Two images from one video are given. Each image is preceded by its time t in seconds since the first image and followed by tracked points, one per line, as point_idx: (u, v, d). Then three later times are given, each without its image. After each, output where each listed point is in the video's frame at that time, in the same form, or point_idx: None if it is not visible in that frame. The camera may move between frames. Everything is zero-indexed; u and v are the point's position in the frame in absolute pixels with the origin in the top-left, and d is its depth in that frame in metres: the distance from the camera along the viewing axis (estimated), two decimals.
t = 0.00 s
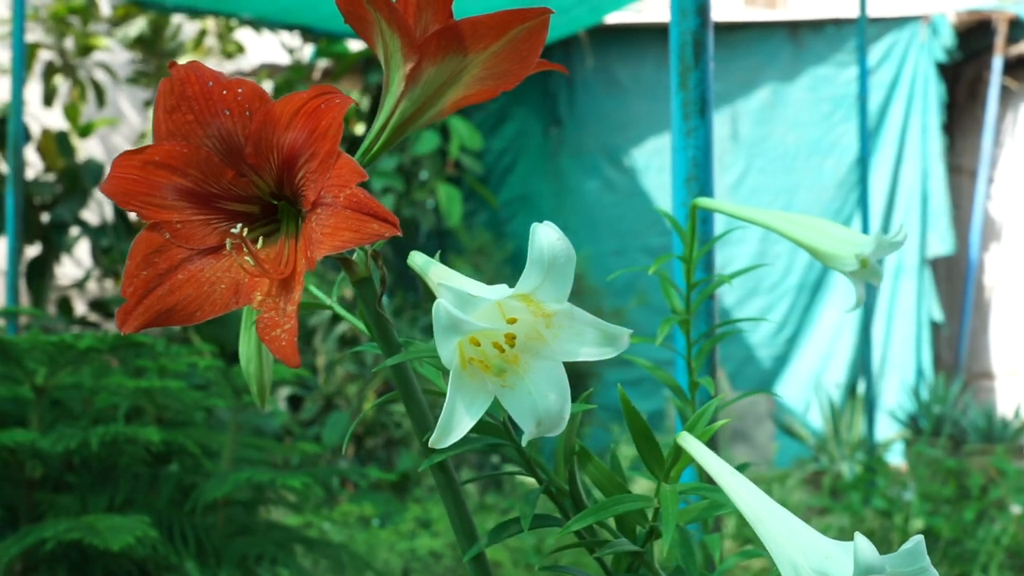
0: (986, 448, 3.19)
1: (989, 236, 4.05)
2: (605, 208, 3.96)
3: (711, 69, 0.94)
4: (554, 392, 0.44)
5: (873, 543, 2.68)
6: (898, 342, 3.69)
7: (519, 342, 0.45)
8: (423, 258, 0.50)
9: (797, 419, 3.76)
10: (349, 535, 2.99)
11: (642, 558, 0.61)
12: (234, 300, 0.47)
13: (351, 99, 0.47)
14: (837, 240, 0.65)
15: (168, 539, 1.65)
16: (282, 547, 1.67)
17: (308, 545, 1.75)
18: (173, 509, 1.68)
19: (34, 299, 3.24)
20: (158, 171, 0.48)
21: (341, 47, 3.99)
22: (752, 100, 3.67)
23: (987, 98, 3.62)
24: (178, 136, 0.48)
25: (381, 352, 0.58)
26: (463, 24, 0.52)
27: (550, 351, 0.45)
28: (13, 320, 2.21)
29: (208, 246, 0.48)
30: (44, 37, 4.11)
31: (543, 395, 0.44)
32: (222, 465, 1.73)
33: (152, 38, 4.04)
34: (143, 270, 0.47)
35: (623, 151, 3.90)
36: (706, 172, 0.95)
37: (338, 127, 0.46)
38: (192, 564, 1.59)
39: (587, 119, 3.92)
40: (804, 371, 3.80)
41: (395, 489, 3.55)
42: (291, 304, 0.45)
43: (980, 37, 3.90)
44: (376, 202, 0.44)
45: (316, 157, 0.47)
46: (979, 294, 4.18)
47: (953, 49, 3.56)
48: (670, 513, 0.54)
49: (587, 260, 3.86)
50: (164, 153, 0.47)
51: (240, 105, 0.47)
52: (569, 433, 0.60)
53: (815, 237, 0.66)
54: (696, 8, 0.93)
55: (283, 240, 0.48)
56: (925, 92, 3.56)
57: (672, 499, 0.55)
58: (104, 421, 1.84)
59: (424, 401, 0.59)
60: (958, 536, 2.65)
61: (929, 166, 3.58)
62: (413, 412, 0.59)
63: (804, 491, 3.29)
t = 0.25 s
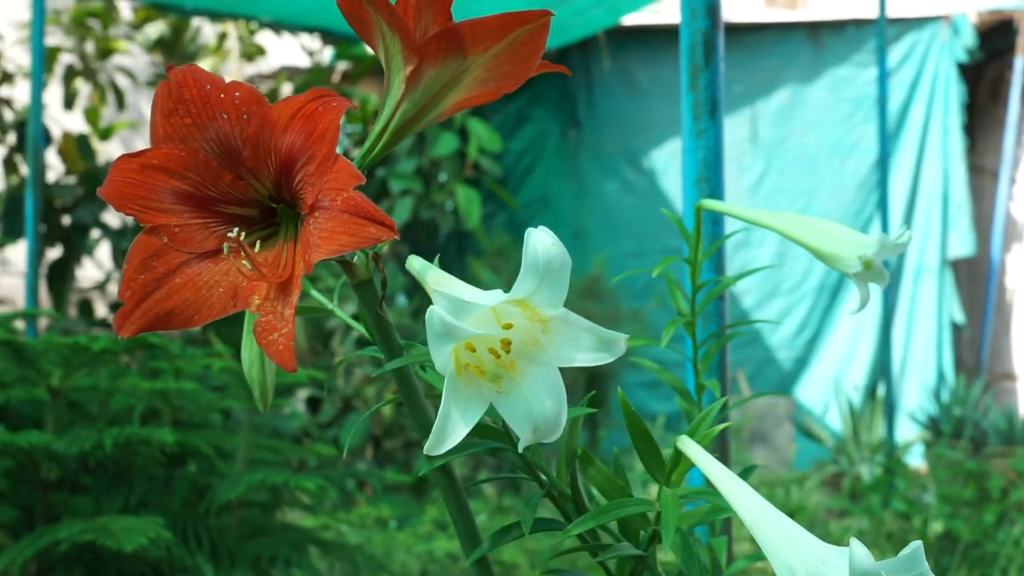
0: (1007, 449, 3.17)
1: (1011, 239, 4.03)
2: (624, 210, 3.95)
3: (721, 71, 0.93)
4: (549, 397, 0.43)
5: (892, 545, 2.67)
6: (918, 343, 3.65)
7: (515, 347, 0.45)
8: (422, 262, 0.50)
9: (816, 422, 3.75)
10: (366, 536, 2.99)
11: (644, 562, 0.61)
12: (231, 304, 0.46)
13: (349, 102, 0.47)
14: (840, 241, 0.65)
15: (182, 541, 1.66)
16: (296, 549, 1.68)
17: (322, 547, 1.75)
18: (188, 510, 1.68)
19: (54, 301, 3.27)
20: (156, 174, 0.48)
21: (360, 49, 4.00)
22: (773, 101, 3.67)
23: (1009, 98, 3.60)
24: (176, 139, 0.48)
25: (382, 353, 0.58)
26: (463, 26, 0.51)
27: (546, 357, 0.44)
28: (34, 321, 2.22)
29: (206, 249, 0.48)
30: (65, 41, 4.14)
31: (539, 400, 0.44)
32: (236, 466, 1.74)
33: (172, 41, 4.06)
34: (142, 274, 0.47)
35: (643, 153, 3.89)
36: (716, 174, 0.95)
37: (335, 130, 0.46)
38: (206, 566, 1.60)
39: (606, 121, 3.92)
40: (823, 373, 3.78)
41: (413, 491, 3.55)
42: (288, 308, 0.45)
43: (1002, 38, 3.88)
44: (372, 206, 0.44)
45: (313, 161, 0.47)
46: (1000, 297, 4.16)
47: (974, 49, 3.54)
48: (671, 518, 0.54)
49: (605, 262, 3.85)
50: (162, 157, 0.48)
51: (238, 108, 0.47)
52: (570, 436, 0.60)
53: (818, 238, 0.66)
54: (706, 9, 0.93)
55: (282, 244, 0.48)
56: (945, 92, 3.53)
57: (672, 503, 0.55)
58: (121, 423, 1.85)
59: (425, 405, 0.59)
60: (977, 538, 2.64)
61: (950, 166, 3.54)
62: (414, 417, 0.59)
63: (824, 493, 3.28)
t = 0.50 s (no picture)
0: None
1: None
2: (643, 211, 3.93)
3: (732, 71, 0.93)
4: (544, 399, 0.43)
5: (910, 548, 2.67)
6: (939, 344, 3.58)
7: (510, 349, 0.45)
8: (421, 263, 0.50)
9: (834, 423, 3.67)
10: (383, 537, 3.00)
11: (647, 564, 0.61)
12: (228, 305, 0.46)
13: (346, 103, 0.47)
14: (844, 243, 0.65)
15: (197, 541, 1.66)
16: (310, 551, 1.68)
17: (337, 548, 1.75)
18: (202, 512, 1.69)
19: (75, 302, 3.29)
20: (154, 176, 0.48)
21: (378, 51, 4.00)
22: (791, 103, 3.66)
23: None
24: (174, 140, 0.48)
25: (384, 355, 0.58)
26: (461, 27, 0.52)
27: (541, 358, 0.44)
28: (53, 322, 2.24)
29: (204, 251, 0.48)
30: (86, 44, 4.17)
31: (534, 402, 0.44)
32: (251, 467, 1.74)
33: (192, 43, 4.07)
34: (140, 275, 0.47)
35: (661, 154, 3.83)
36: (727, 173, 0.94)
37: (332, 131, 0.46)
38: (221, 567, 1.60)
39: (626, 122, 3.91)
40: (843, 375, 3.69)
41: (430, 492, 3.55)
42: (286, 309, 0.45)
43: None
44: (369, 206, 0.44)
45: (311, 161, 0.46)
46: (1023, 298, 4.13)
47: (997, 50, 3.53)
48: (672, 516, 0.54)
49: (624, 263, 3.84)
50: (160, 159, 0.48)
51: (236, 110, 0.47)
52: (573, 436, 0.60)
53: (822, 239, 0.65)
54: (717, 9, 0.93)
55: (281, 246, 0.48)
56: (967, 92, 3.51)
57: (673, 504, 0.55)
58: (136, 424, 1.86)
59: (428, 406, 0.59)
60: (997, 540, 2.62)
61: (972, 167, 3.48)
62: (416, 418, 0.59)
63: (843, 495, 3.27)
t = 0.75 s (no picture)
0: None
1: None
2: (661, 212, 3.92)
3: (741, 72, 0.93)
4: (542, 397, 0.43)
5: (929, 551, 2.65)
6: (960, 345, 3.54)
7: (509, 346, 0.44)
8: (421, 261, 0.50)
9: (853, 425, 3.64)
10: (400, 539, 3.00)
11: (651, 566, 0.60)
12: (224, 307, 0.46)
13: (342, 104, 0.46)
14: (850, 243, 0.65)
15: (210, 543, 1.66)
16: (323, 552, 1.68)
17: (351, 550, 1.75)
18: (216, 514, 1.69)
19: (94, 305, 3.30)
20: (150, 177, 0.48)
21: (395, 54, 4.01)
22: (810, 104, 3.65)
23: None
24: (170, 142, 0.48)
25: (385, 356, 0.58)
26: (460, 27, 0.51)
27: (539, 356, 0.44)
28: (71, 325, 2.24)
29: (201, 252, 0.48)
30: (105, 49, 4.18)
31: (532, 399, 0.43)
32: (264, 469, 1.74)
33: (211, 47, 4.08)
34: (135, 276, 0.47)
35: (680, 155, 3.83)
36: (736, 175, 0.94)
37: (327, 133, 0.46)
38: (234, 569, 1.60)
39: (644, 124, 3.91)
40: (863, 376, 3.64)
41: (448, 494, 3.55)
42: (280, 311, 0.45)
43: None
44: (363, 208, 0.44)
45: (306, 163, 0.46)
46: None
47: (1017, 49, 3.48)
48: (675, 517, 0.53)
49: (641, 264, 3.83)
50: (156, 160, 0.48)
51: (231, 111, 0.47)
52: (577, 438, 0.59)
53: (828, 241, 0.65)
54: (726, 10, 0.93)
55: (278, 247, 0.48)
56: (986, 93, 3.48)
57: (675, 504, 0.54)
58: (151, 426, 1.86)
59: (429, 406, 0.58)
60: (1018, 543, 2.60)
61: (991, 168, 3.48)
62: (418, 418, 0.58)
63: (862, 497, 3.25)
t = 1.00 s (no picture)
0: None
1: None
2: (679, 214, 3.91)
3: (751, 73, 0.92)
4: (535, 404, 0.43)
5: (948, 554, 2.64)
6: (981, 348, 3.50)
7: (500, 352, 0.45)
8: (418, 266, 0.50)
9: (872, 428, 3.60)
10: (418, 541, 3.00)
11: (653, 570, 0.60)
12: (222, 310, 0.46)
13: (339, 107, 0.47)
14: (857, 246, 0.64)
15: (224, 546, 1.67)
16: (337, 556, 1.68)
17: (365, 552, 1.75)
18: (230, 516, 1.69)
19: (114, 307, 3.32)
20: (148, 181, 0.48)
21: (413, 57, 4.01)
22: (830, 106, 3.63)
23: None
24: (167, 145, 0.48)
25: (387, 359, 0.58)
26: (458, 29, 0.51)
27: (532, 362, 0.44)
28: (90, 328, 2.25)
29: (199, 255, 0.48)
30: (125, 53, 4.20)
31: (525, 406, 0.44)
32: (279, 472, 1.75)
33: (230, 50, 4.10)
34: (132, 279, 0.47)
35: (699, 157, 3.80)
36: (745, 177, 0.93)
37: (325, 135, 0.46)
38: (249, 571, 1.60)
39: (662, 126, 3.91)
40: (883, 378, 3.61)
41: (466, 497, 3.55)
42: (278, 314, 0.45)
43: None
44: (360, 210, 0.44)
45: (303, 165, 0.47)
46: None
47: None
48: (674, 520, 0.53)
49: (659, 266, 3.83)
50: (154, 163, 0.48)
51: (229, 114, 0.47)
52: (579, 441, 0.59)
53: (834, 244, 0.65)
54: (735, 11, 0.93)
55: (276, 250, 0.48)
56: (1008, 93, 3.45)
57: (675, 509, 0.54)
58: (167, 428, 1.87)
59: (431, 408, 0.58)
60: None
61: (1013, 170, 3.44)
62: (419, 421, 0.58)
63: (881, 500, 3.24)
